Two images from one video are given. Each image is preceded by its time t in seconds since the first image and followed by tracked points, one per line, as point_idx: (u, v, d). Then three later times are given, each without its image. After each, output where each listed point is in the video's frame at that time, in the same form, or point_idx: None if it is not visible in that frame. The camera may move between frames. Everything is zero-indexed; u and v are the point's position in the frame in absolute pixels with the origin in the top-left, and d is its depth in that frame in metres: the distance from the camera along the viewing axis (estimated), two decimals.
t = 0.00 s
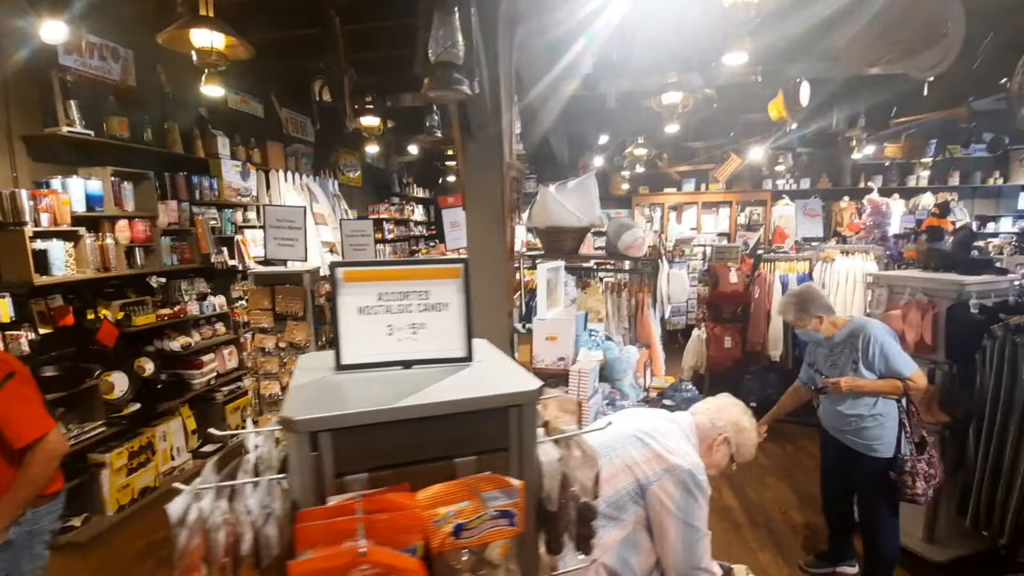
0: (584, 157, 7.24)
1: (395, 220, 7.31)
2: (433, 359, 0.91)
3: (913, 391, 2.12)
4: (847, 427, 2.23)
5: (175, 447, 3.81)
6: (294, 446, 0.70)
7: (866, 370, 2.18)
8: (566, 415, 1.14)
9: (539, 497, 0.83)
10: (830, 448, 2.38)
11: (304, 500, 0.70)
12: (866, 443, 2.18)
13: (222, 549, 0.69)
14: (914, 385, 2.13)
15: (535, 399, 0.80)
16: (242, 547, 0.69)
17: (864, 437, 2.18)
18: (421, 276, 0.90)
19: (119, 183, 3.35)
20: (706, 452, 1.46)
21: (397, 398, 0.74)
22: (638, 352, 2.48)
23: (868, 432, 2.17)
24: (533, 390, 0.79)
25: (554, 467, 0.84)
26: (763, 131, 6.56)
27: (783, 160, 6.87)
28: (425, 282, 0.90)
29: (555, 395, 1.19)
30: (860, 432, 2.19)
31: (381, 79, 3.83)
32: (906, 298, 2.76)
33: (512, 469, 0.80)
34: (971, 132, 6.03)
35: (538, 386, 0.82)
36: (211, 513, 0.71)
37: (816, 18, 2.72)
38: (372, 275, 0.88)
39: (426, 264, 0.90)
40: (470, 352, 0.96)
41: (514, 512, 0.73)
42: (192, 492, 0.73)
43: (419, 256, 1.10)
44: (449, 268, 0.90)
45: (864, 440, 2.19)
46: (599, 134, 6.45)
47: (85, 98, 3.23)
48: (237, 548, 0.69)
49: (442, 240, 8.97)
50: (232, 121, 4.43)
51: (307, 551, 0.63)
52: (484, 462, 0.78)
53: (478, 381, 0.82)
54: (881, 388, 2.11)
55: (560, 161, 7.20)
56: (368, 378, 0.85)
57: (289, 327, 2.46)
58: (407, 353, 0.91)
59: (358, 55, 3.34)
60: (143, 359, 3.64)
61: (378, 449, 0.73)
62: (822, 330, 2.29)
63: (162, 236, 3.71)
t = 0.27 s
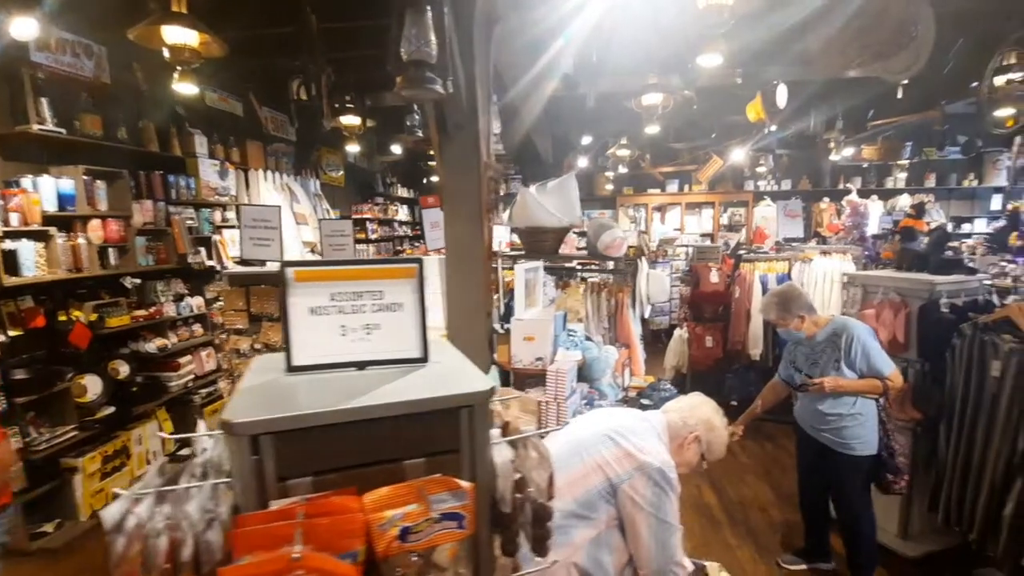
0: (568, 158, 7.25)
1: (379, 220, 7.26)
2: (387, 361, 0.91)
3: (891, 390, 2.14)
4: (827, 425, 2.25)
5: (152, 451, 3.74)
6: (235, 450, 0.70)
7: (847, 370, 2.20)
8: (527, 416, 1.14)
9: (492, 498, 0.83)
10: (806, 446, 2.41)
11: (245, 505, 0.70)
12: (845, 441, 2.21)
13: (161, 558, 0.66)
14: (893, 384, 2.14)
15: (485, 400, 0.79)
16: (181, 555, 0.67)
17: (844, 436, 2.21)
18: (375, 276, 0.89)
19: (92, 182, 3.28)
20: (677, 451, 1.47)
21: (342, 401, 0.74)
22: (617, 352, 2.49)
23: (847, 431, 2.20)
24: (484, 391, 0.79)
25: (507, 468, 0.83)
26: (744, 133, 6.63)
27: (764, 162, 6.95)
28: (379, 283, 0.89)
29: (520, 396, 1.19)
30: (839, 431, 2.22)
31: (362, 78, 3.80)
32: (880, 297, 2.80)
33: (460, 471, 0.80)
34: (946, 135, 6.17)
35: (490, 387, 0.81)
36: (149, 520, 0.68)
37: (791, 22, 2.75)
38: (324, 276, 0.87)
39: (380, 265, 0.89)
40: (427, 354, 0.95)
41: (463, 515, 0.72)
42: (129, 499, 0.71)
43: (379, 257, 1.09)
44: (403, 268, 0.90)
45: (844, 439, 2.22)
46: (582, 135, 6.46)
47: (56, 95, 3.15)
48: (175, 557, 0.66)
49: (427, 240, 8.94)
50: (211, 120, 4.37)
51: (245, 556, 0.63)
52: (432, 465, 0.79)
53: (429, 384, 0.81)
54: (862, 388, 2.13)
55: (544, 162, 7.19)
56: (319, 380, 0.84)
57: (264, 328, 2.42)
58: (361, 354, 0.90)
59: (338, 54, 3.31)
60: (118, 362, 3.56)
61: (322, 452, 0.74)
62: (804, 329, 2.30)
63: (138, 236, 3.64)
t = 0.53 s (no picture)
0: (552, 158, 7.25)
1: (361, 219, 7.20)
2: (350, 362, 0.89)
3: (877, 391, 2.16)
4: (811, 424, 2.26)
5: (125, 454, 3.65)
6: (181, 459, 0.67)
7: (835, 370, 2.21)
8: (498, 418, 1.11)
9: (458, 504, 0.80)
10: (786, 444, 2.42)
11: (192, 518, 0.68)
12: (828, 441, 2.22)
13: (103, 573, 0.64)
14: (879, 385, 2.17)
15: (447, 404, 0.78)
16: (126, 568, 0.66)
17: (827, 436, 2.22)
18: (336, 276, 0.87)
19: (62, 179, 3.19)
20: (655, 450, 1.47)
21: (296, 405, 0.71)
22: (598, 352, 2.49)
23: (831, 431, 2.21)
24: (448, 395, 0.77)
25: (473, 475, 0.81)
26: (725, 134, 6.69)
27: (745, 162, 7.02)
28: (339, 283, 0.87)
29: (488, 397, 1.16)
30: (823, 431, 2.23)
31: (343, 75, 3.75)
32: (857, 296, 2.83)
33: (420, 476, 0.78)
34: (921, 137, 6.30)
35: (453, 391, 0.79)
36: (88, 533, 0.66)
37: (769, 23, 2.78)
38: (283, 275, 0.84)
39: (341, 264, 0.88)
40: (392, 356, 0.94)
41: (425, 523, 0.70)
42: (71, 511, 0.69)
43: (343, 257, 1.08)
44: (366, 267, 0.89)
45: (827, 439, 2.23)
46: (566, 135, 6.46)
47: (24, 90, 3.06)
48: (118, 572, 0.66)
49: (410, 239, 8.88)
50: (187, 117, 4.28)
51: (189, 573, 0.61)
52: (392, 472, 0.76)
53: (390, 387, 0.79)
54: (848, 389, 2.15)
55: (528, 161, 7.17)
56: (277, 384, 0.82)
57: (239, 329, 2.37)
58: (322, 356, 0.88)
59: (317, 50, 3.25)
60: (89, 364, 3.46)
61: (274, 460, 0.71)
62: (793, 328, 2.31)
63: (110, 235, 3.56)
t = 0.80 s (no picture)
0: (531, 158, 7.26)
1: (339, 219, 7.10)
2: (317, 370, 0.87)
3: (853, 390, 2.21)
4: (788, 422, 2.29)
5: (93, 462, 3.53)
6: (135, 475, 0.64)
7: (814, 369, 2.25)
8: (472, 426, 1.11)
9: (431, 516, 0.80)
10: (761, 442, 2.46)
11: (148, 537, 0.65)
12: (806, 439, 2.26)
13: None
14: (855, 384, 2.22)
15: (417, 413, 0.76)
16: None
17: (805, 434, 2.26)
18: (302, 281, 0.85)
19: (24, 178, 3.07)
20: (633, 450, 1.46)
21: (258, 417, 0.69)
22: (577, 352, 2.48)
23: (808, 429, 2.25)
24: (417, 403, 0.76)
25: (445, 483, 0.82)
26: (701, 135, 6.79)
27: (721, 164, 7.13)
28: (305, 287, 0.85)
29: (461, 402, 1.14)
30: (801, 429, 2.26)
31: (319, 73, 3.70)
32: (829, 296, 2.90)
33: (390, 488, 0.76)
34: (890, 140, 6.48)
35: (423, 399, 0.77)
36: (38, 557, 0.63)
37: (742, 27, 2.83)
38: (246, 281, 0.82)
39: (308, 268, 0.85)
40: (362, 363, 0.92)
41: (395, 536, 0.68)
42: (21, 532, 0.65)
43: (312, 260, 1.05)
44: (334, 272, 0.86)
45: (804, 436, 2.26)
46: (545, 135, 6.47)
47: None
48: None
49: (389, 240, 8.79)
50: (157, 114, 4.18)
51: None
52: (361, 484, 0.74)
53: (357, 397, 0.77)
54: (827, 387, 2.19)
55: (507, 161, 7.17)
56: (241, 393, 0.80)
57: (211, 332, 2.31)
58: (289, 364, 0.86)
59: (292, 47, 3.20)
60: (55, 369, 3.33)
61: (235, 475, 0.68)
62: (774, 327, 2.33)
63: (76, 235, 3.44)
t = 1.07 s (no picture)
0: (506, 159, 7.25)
1: (310, 220, 6.98)
2: (289, 380, 0.84)
3: (821, 388, 2.27)
4: (760, 420, 2.34)
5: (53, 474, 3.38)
6: (97, 494, 0.61)
7: (784, 367, 2.30)
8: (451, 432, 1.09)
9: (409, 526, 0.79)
10: (735, 440, 2.50)
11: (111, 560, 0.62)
12: (777, 436, 2.32)
13: None
14: (823, 382, 2.27)
15: (394, 423, 0.75)
16: None
17: (776, 431, 2.31)
18: (272, 289, 0.83)
19: None
20: (609, 450, 1.47)
21: (229, 431, 0.67)
22: (553, 354, 2.48)
23: (779, 426, 2.31)
24: (396, 413, 0.75)
25: (422, 493, 0.81)
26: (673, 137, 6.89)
27: (692, 165, 7.24)
28: (275, 295, 0.83)
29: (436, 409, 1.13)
30: (772, 426, 2.31)
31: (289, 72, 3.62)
32: (797, 295, 2.97)
33: (367, 500, 0.75)
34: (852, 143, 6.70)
35: (400, 408, 0.76)
36: None
37: (712, 32, 2.88)
38: (213, 288, 0.80)
39: (279, 275, 0.83)
40: (337, 372, 0.90)
41: (372, 549, 0.70)
42: None
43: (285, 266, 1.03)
44: (307, 278, 0.85)
45: (775, 433, 2.32)
46: (519, 136, 6.47)
47: None
48: None
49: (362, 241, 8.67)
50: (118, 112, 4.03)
51: None
52: (336, 498, 0.73)
53: (331, 407, 0.75)
54: (797, 385, 2.24)
55: (482, 162, 7.15)
56: (209, 406, 0.77)
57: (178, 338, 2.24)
58: (260, 374, 0.83)
59: (260, 45, 3.12)
60: (10, 377, 3.17)
61: (204, 490, 0.66)
62: (746, 326, 2.38)
63: (32, 238, 3.30)
